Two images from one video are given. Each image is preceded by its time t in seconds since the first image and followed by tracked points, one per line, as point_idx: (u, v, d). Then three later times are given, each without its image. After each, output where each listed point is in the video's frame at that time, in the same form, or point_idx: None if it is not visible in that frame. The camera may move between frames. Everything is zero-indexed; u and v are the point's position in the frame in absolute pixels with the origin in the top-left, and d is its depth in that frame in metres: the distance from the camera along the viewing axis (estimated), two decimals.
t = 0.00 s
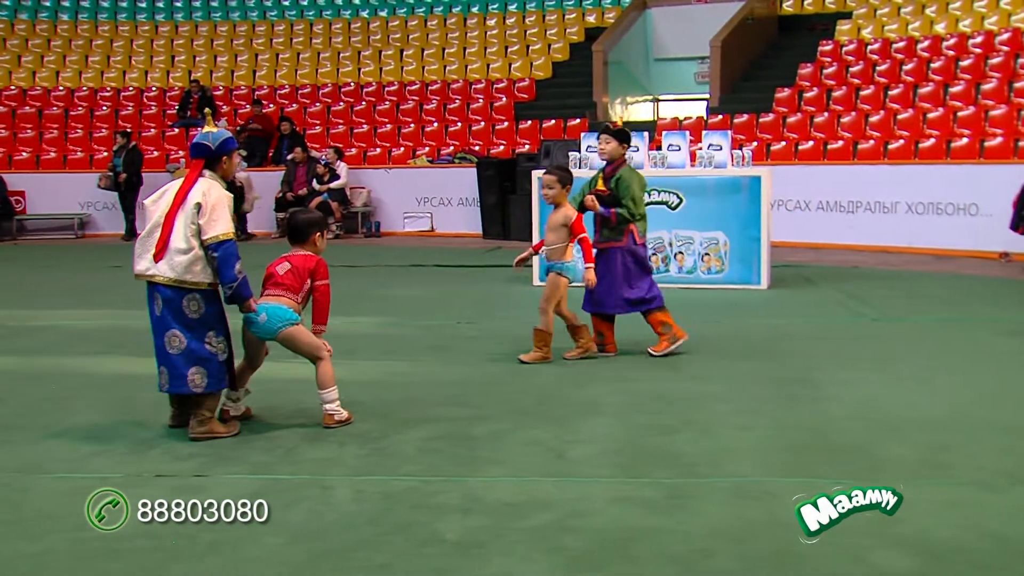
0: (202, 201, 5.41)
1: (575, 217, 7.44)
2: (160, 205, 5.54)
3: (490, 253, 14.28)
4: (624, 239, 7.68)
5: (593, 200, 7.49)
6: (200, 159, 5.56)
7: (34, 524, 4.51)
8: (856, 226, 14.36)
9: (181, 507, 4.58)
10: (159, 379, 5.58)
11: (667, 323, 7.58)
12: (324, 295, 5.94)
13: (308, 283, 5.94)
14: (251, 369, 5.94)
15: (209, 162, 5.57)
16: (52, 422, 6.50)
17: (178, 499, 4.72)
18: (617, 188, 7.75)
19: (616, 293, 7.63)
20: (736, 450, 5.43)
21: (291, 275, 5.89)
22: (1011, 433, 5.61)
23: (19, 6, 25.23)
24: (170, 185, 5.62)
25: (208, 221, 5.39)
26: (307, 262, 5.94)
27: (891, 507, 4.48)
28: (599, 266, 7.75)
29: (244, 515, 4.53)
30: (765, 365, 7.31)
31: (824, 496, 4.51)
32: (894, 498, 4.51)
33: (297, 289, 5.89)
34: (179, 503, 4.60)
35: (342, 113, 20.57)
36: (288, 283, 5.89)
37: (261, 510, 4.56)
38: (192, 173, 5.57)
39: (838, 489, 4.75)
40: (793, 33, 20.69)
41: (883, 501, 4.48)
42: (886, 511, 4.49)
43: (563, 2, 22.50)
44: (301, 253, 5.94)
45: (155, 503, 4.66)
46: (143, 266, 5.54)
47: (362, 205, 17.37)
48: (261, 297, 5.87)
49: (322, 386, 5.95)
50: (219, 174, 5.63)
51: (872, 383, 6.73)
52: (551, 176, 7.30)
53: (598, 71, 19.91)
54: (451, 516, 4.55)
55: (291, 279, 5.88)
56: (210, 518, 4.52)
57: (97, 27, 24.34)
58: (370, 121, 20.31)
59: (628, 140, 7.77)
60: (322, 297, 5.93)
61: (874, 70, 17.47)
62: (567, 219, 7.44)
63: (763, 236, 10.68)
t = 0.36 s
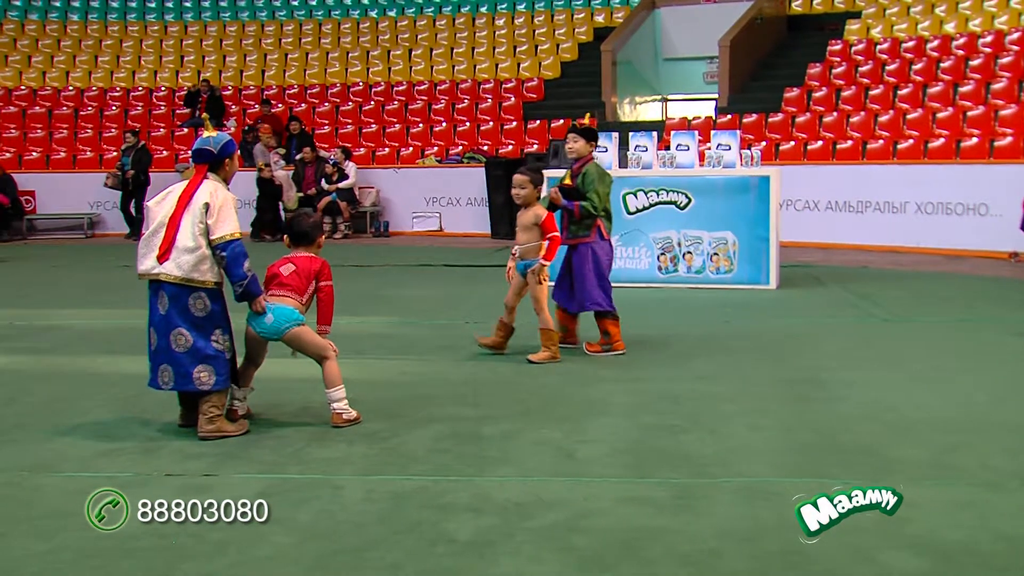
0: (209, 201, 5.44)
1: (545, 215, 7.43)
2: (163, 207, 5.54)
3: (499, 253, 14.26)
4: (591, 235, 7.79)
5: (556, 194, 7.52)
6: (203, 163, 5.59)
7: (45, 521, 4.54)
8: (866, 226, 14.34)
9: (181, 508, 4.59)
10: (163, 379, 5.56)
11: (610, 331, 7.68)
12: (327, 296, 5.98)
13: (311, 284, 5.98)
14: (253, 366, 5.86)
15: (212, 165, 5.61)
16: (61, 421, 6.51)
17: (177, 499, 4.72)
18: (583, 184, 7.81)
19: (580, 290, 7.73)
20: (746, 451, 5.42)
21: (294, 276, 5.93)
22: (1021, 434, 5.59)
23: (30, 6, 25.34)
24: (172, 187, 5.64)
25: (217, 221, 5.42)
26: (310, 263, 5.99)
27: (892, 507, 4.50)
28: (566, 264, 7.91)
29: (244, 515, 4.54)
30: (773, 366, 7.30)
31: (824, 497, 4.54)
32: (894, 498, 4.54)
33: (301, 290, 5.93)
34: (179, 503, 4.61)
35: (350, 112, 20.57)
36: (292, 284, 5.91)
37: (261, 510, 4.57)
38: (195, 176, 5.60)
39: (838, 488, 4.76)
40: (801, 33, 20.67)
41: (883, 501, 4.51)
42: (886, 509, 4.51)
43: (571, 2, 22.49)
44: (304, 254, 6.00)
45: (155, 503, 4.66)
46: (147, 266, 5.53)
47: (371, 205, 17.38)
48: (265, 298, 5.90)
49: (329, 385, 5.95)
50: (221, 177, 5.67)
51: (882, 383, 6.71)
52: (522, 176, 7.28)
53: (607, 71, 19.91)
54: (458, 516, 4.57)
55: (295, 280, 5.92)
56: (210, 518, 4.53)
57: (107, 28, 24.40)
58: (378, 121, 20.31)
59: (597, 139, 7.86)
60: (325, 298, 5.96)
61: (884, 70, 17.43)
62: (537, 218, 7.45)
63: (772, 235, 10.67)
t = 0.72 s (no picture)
0: (222, 202, 5.47)
1: (506, 213, 7.54)
2: (176, 207, 5.56)
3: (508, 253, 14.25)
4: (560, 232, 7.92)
5: (525, 195, 7.59)
6: (219, 167, 5.64)
7: (55, 520, 4.55)
8: (876, 226, 14.29)
9: (181, 507, 4.60)
10: (169, 376, 5.57)
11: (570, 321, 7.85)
12: (333, 297, 6.00)
13: (316, 286, 5.99)
14: (262, 366, 5.91)
15: (228, 168, 5.67)
16: (72, 421, 6.53)
17: (178, 499, 4.73)
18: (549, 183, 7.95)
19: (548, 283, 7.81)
20: (755, 451, 5.41)
21: (299, 278, 5.96)
22: None
23: (41, 6, 25.39)
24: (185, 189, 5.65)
25: (231, 222, 5.45)
26: (315, 263, 6.01)
27: (892, 507, 4.50)
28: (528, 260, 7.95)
29: (244, 515, 4.54)
30: (782, 366, 7.29)
31: (824, 497, 4.55)
32: (894, 497, 4.55)
33: (306, 290, 5.94)
34: (179, 504, 4.62)
35: (361, 112, 20.57)
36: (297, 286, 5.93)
37: (261, 510, 4.57)
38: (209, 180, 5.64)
39: (838, 489, 4.75)
40: (811, 33, 20.65)
41: (884, 501, 4.52)
42: (887, 510, 4.52)
43: (581, 2, 22.48)
44: (309, 254, 6.02)
45: (155, 503, 4.67)
46: (156, 264, 5.54)
47: (381, 206, 17.39)
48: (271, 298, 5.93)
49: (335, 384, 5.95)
50: (236, 180, 5.72)
51: (891, 384, 6.70)
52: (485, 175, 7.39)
53: (616, 71, 19.89)
54: (465, 516, 4.57)
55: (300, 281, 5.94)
56: (210, 518, 4.53)
57: (118, 28, 24.42)
58: (388, 121, 20.31)
59: (560, 140, 8.08)
60: (330, 299, 5.98)
61: (894, 70, 17.39)
62: (499, 215, 7.56)
63: (781, 236, 10.66)
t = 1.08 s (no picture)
0: (247, 210, 5.50)
1: (473, 224, 7.53)
2: (204, 211, 5.60)
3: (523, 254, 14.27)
4: (533, 237, 7.98)
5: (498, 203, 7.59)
6: (250, 177, 5.67)
7: (74, 519, 4.57)
8: (892, 228, 14.26)
9: (181, 508, 4.61)
10: (185, 376, 5.60)
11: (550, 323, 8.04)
12: (348, 298, 6.04)
13: (332, 287, 6.04)
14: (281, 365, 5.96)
15: (259, 180, 5.69)
16: (89, 420, 6.56)
17: (178, 499, 4.74)
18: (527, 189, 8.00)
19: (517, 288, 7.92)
20: (771, 452, 5.41)
21: (317, 276, 5.98)
22: None
23: (60, 9, 25.51)
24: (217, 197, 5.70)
25: (253, 228, 5.46)
26: (332, 264, 6.05)
27: (892, 507, 4.53)
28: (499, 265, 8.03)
29: (244, 514, 4.55)
30: (797, 368, 7.28)
31: (823, 497, 4.56)
32: (894, 498, 4.57)
33: (323, 290, 5.97)
34: (179, 504, 4.63)
35: (377, 114, 20.61)
36: (316, 285, 5.96)
37: (261, 510, 4.58)
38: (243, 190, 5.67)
39: (837, 488, 4.77)
40: (828, 33, 20.63)
41: (883, 501, 4.54)
42: (887, 510, 4.54)
43: (598, 3, 22.50)
44: (325, 254, 6.05)
45: (155, 503, 4.68)
46: (174, 262, 5.58)
47: (397, 207, 17.42)
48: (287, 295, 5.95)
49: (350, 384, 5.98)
50: (265, 193, 5.74)
51: (908, 386, 6.68)
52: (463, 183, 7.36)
53: (633, 72, 19.89)
54: (478, 518, 4.58)
55: (317, 280, 5.97)
56: (210, 518, 4.55)
57: (139, 31, 24.52)
58: (404, 123, 20.31)
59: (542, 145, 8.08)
60: (345, 300, 6.02)
61: (911, 70, 17.35)
62: (465, 226, 7.55)
63: (797, 237, 10.62)
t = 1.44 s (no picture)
0: (267, 206, 5.19)
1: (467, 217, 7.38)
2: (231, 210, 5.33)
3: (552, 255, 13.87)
4: (527, 235, 7.75)
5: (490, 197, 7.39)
6: (282, 181, 5.51)
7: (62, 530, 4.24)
8: (944, 227, 13.76)
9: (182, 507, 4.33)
10: (190, 377, 5.26)
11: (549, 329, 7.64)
12: (370, 301, 5.73)
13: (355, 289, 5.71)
14: (297, 369, 5.64)
15: (290, 186, 5.52)
16: (97, 425, 6.26)
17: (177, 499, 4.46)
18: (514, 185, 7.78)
19: (522, 286, 7.59)
20: (816, 461, 5.01)
21: (339, 278, 5.65)
22: None
23: None
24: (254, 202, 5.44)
25: (265, 221, 5.13)
26: (356, 265, 5.72)
27: (892, 507, 4.24)
28: (497, 266, 7.77)
29: (244, 514, 4.28)
30: (837, 372, 6.91)
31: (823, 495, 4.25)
32: (894, 497, 4.26)
33: (345, 293, 5.64)
34: (179, 503, 4.34)
35: (400, 107, 20.29)
36: (338, 287, 5.63)
37: (262, 510, 4.30)
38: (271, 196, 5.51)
39: (838, 489, 4.51)
40: (874, 21, 20.09)
41: (884, 500, 4.24)
42: (887, 510, 4.25)
43: None
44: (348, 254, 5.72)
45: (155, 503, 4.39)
46: (189, 259, 5.30)
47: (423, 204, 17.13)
48: (306, 296, 5.61)
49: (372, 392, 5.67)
50: (294, 203, 5.56)
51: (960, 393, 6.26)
52: (447, 174, 7.09)
53: (667, 62, 19.35)
54: (474, 516, 4.32)
55: (339, 282, 5.64)
56: (210, 518, 4.28)
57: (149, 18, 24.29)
58: (428, 116, 19.99)
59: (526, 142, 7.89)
60: (368, 304, 5.71)
61: (964, 60, 16.77)
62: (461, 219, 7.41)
63: (841, 237, 10.20)
